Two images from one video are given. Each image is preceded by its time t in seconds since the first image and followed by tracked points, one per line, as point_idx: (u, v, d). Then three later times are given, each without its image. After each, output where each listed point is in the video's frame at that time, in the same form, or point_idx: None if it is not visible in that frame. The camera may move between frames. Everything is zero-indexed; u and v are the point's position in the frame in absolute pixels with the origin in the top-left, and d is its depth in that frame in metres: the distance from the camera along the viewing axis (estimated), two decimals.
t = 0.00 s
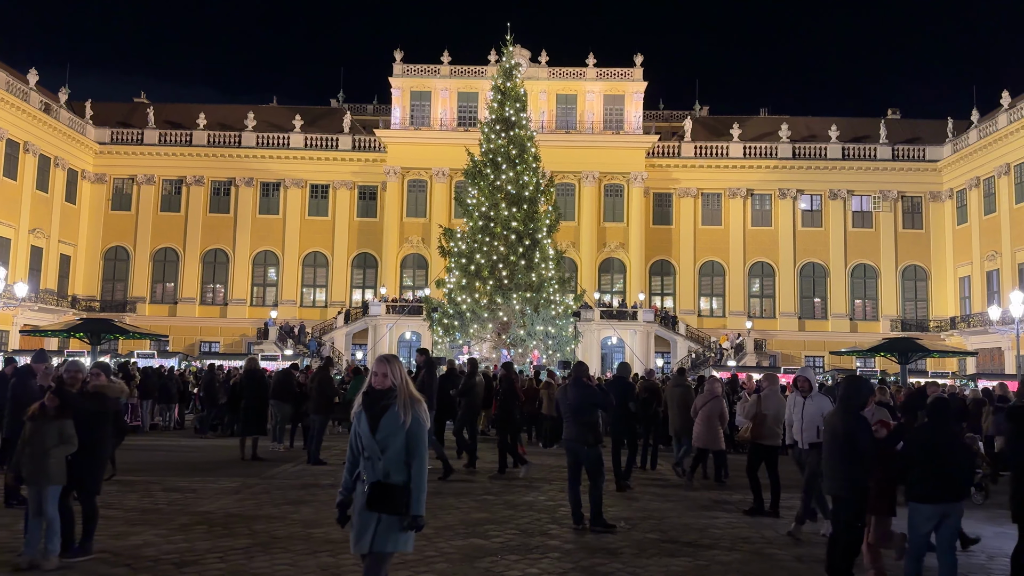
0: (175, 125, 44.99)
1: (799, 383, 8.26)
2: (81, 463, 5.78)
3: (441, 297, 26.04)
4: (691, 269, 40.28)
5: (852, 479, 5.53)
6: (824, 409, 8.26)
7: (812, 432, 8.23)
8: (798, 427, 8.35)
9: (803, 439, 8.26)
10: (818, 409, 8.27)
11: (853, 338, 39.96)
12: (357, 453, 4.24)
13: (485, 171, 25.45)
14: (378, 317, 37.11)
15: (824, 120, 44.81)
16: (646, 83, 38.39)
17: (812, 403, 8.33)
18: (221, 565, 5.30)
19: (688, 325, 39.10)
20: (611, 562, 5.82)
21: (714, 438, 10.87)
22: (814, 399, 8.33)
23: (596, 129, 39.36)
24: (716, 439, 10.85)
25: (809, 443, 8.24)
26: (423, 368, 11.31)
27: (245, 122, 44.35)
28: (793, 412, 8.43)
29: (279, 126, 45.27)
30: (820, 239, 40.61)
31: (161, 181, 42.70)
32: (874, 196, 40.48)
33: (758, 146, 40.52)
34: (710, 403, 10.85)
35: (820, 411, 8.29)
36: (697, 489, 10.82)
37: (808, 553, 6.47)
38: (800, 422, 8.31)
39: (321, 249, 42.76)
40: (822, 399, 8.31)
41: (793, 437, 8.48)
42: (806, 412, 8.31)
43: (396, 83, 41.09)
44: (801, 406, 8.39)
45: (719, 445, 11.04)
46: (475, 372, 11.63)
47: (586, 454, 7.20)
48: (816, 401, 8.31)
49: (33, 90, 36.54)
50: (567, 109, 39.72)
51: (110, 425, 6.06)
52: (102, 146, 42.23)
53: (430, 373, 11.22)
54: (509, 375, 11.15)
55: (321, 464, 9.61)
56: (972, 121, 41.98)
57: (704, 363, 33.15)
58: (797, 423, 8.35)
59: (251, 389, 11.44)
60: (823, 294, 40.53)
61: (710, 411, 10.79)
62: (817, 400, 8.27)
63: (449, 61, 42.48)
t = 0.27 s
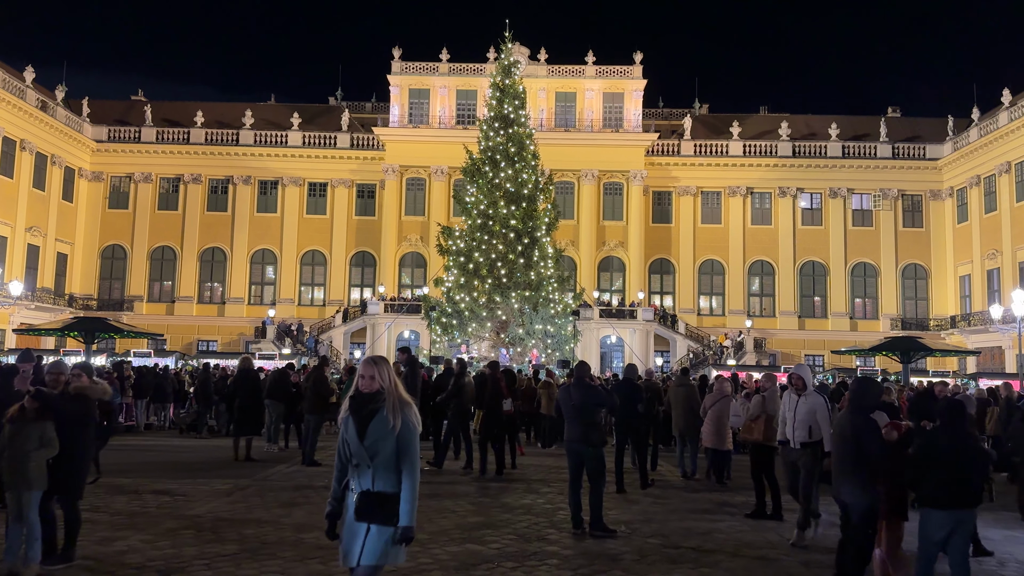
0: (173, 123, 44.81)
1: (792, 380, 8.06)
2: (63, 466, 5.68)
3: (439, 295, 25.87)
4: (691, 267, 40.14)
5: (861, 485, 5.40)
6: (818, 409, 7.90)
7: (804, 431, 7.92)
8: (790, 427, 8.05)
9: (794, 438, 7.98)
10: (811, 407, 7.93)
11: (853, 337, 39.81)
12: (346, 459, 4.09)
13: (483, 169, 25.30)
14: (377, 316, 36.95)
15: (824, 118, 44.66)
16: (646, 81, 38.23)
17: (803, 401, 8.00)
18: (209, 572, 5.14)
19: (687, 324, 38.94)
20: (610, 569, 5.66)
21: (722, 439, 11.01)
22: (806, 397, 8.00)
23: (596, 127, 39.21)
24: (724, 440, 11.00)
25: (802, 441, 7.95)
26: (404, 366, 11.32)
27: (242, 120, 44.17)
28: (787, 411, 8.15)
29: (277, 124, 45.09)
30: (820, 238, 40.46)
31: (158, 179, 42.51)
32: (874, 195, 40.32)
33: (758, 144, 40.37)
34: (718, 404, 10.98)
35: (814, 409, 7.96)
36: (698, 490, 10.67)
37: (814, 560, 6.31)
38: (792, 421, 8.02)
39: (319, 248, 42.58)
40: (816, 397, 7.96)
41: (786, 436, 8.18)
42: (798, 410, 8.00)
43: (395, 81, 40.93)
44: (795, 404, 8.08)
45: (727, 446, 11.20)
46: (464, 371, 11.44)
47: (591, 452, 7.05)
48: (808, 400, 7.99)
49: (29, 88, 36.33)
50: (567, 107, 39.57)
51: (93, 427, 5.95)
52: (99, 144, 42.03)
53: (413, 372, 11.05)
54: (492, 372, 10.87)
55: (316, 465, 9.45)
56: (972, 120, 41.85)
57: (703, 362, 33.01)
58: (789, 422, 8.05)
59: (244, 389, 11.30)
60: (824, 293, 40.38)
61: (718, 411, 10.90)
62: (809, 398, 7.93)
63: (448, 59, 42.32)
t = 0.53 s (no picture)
0: (170, 121, 44.66)
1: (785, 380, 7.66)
2: (44, 470, 5.55)
3: (437, 294, 25.73)
4: (690, 266, 40.01)
5: (869, 489, 5.30)
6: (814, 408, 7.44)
7: (800, 433, 7.41)
8: (784, 427, 7.53)
9: (789, 441, 7.44)
10: (807, 407, 7.47)
11: (853, 336, 39.67)
12: (333, 465, 3.96)
13: (482, 167, 25.18)
14: (375, 314, 36.80)
15: (823, 117, 44.55)
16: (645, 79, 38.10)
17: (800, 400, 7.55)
18: None
19: (686, 323, 38.80)
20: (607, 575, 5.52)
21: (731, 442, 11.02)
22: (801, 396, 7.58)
23: (595, 125, 39.07)
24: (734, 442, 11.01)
25: (796, 445, 7.42)
26: (387, 368, 11.20)
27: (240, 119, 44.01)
28: (781, 411, 7.65)
29: (274, 122, 44.94)
30: (820, 236, 40.33)
31: (156, 178, 42.36)
32: (874, 193, 40.19)
33: (757, 143, 40.27)
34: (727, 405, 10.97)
35: (809, 411, 7.49)
36: (700, 492, 10.53)
37: (818, 566, 6.17)
38: (786, 423, 7.51)
39: (317, 247, 42.41)
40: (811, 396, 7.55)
41: (778, 439, 7.65)
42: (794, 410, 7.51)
43: (393, 79, 40.78)
44: (789, 405, 7.62)
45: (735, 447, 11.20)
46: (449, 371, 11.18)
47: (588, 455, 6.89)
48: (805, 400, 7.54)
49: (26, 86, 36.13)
50: (565, 105, 39.42)
51: (74, 429, 5.82)
52: (96, 142, 41.87)
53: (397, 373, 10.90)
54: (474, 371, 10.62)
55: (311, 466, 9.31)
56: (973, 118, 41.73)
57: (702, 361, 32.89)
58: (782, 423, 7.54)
59: (239, 390, 11.15)
60: (823, 292, 40.24)
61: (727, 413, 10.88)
62: (803, 397, 7.50)
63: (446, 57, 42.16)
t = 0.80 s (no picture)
0: (168, 119, 44.49)
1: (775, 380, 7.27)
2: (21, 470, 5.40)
3: (435, 292, 25.58)
4: (689, 265, 39.87)
5: (875, 489, 5.16)
6: (808, 409, 7.12)
7: (795, 435, 7.08)
8: (777, 430, 7.17)
9: (784, 445, 7.10)
10: (800, 408, 7.14)
11: (853, 334, 39.55)
12: (313, 467, 3.81)
13: (480, 165, 25.04)
14: (373, 313, 36.66)
15: (823, 115, 44.41)
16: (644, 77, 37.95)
17: (795, 401, 7.22)
18: None
19: (685, 321, 38.66)
20: None
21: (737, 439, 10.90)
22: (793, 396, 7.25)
23: (594, 123, 38.90)
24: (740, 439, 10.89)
25: (792, 449, 7.08)
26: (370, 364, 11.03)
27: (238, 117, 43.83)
28: (771, 413, 7.29)
29: (272, 120, 44.78)
30: (819, 235, 40.19)
31: (153, 176, 42.19)
32: (873, 192, 40.06)
33: (757, 141, 40.13)
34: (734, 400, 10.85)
35: (802, 411, 7.17)
36: (700, 491, 10.39)
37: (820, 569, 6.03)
38: (779, 426, 7.16)
39: (315, 245, 42.25)
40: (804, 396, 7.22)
41: (769, 441, 7.28)
42: (787, 412, 7.16)
43: (391, 76, 40.62)
44: (780, 406, 7.27)
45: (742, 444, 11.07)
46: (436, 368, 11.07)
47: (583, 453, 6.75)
48: (799, 400, 7.21)
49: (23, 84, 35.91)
50: (564, 103, 39.26)
51: (52, 427, 5.67)
52: (93, 140, 41.68)
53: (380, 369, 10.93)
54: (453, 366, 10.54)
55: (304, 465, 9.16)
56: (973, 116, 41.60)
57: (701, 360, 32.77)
58: (774, 426, 7.19)
59: (230, 387, 11.02)
60: (823, 291, 40.11)
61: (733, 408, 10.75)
62: (795, 398, 7.16)
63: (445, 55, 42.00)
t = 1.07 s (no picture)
0: (165, 118, 44.33)
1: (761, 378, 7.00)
2: None
3: (432, 292, 25.42)
4: (688, 264, 39.74)
5: (878, 496, 5.01)
6: (796, 408, 6.89)
7: (784, 435, 6.85)
8: (763, 431, 6.92)
9: (772, 446, 6.85)
10: (789, 407, 6.90)
11: (852, 333, 39.42)
12: (283, 480, 3.64)
13: (477, 163, 24.87)
14: (371, 313, 36.53)
15: (823, 114, 44.28)
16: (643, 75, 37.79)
17: (784, 400, 6.97)
18: None
19: (684, 321, 38.52)
20: None
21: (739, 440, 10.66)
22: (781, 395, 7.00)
23: (592, 122, 38.73)
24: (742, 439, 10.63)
25: (781, 450, 6.85)
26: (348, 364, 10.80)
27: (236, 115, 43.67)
28: (756, 413, 7.02)
29: (270, 118, 44.63)
30: (819, 234, 40.05)
31: (150, 175, 42.01)
32: (873, 191, 39.93)
33: (756, 140, 40.00)
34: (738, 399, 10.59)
35: (789, 410, 6.93)
36: (699, 494, 10.24)
37: None
38: (766, 426, 6.90)
39: (313, 244, 42.08)
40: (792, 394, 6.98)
41: (753, 442, 7.02)
42: (774, 412, 6.91)
43: (390, 75, 40.45)
44: (766, 405, 7.02)
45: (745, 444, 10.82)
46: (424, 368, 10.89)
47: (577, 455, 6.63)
48: (787, 399, 6.96)
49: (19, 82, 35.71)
50: (563, 102, 39.11)
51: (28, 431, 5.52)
52: (90, 139, 41.49)
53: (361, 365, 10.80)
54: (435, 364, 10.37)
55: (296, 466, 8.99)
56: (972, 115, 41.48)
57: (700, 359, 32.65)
58: (761, 427, 6.93)
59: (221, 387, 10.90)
60: (822, 290, 39.98)
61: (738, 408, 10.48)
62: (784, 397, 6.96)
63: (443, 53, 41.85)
